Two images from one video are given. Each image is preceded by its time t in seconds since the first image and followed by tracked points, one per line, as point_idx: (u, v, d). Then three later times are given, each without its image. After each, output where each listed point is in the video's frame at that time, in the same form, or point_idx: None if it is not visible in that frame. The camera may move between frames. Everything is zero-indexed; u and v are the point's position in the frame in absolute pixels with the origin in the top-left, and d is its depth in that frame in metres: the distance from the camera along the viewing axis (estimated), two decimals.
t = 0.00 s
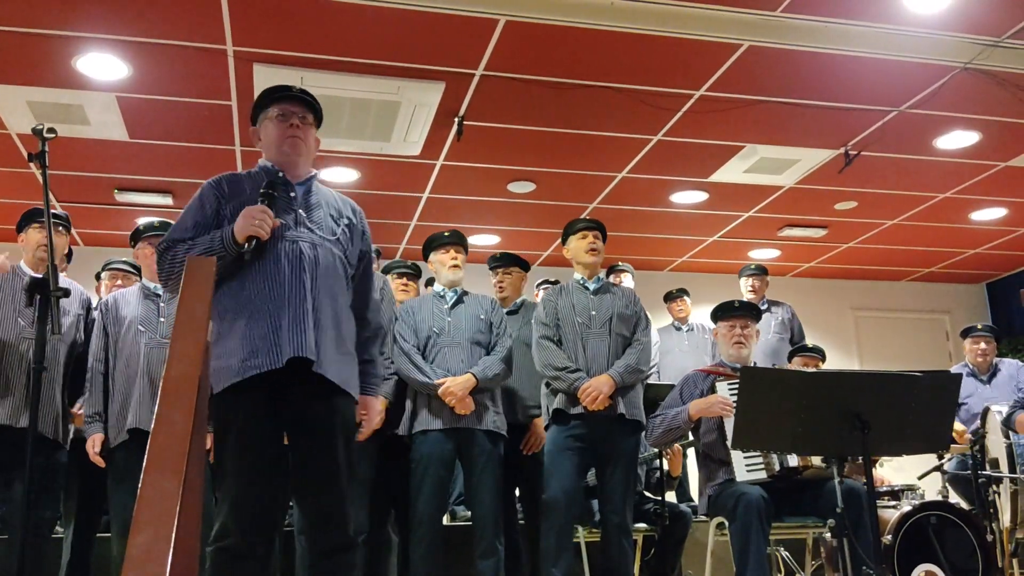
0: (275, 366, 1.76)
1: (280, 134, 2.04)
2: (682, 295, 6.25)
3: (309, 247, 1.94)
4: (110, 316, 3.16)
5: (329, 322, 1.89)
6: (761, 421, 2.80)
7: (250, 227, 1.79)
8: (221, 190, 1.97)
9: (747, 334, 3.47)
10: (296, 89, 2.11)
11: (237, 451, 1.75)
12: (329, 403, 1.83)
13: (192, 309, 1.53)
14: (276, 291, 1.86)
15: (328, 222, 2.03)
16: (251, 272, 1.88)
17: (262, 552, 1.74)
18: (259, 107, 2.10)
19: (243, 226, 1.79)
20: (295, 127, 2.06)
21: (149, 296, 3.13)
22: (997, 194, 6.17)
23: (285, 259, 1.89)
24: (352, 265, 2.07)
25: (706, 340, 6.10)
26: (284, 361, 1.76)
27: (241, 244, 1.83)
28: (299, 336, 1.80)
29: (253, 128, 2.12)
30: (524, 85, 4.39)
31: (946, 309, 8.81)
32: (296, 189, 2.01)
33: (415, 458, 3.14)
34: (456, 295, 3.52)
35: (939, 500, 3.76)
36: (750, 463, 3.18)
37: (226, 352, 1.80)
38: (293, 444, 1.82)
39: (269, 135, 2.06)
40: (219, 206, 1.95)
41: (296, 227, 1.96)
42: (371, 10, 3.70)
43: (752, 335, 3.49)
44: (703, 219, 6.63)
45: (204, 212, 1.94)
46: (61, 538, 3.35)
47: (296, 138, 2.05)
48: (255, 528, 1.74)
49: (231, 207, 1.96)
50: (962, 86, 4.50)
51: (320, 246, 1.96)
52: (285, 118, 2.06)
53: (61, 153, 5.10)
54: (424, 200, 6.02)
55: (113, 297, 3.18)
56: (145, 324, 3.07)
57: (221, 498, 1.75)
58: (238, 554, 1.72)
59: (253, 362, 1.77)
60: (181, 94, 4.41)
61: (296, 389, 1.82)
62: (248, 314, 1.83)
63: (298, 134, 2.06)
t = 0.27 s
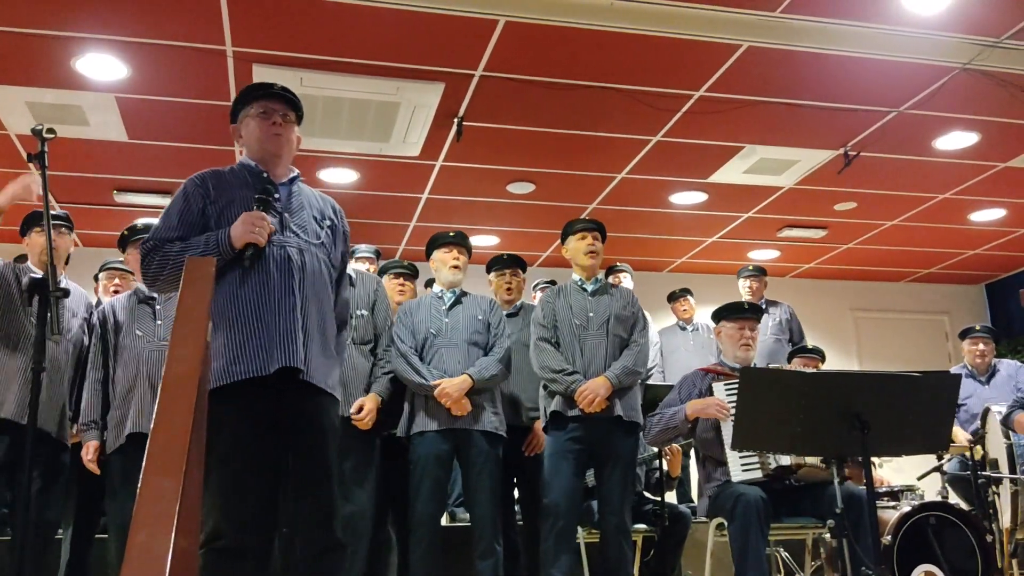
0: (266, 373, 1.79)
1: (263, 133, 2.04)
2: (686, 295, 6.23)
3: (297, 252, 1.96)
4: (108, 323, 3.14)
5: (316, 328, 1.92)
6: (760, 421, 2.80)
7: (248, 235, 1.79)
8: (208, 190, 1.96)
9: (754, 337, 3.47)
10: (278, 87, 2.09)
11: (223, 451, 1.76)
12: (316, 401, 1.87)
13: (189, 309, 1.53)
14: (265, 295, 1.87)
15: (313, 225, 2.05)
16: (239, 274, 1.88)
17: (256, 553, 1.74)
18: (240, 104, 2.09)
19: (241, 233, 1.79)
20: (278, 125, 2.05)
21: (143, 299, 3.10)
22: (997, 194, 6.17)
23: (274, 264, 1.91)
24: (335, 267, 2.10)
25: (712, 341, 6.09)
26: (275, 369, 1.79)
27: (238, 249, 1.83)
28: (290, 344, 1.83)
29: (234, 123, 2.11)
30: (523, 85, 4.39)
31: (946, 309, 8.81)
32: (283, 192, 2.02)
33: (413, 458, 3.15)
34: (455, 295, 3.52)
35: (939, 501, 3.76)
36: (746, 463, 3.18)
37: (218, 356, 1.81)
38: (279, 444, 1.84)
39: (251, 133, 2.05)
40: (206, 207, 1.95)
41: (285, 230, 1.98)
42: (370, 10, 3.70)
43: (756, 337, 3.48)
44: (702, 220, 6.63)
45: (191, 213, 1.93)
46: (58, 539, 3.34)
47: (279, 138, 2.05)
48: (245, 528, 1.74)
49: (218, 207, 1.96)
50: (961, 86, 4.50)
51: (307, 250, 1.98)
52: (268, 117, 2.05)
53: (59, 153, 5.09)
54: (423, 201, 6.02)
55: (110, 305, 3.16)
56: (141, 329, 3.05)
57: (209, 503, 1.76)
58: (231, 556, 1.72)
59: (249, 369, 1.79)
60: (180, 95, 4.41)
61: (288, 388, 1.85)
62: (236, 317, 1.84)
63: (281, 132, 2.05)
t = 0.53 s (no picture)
0: (255, 380, 1.79)
1: (242, 128, 2.04)
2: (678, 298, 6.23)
3: (282, 255, 1.95)
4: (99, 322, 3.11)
5: (301, 332, 1.92)
6: (748, 424, 2.81)
7: (238, 238, 1.79)
8: (192, 190, 1.94)
9: (742, 339, 3.48)
10: (258, 83, 2.09)
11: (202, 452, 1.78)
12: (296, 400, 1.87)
13: (176, 308, 1.52)
14: (251, 300, 1.86)
15: (297, 226, 2.05)
16: (224, 278, 1.87)
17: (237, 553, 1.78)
18: (219, 98, 2.08)
19: (230, 235, 1.79)
20: (258, 120, 2.05)
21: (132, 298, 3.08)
22: (984, 200, 6.21)
23: (260, 268, 1.90)
24: (318, 267, 2.10)
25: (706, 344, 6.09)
26: (263, 376, 1.79)
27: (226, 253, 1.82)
28: (278, 350, 1.83)
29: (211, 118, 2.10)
30: (514, 87, 4.39)
31: (934, 314, 8.85)
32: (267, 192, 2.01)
33: (400, 458, 3.15)
34: (448, 295, 3.52)
35: (925, 504, 3.77)
36: (734, 468, 3.18)
37: (205, 360, 1.80)
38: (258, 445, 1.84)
39: (231, 128, 2.04)
40: (189, 207, 1.93)
41: (270, 233, 1.97)
42: (361, 9, 3.70)
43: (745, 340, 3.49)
44: (692, 223, 6.64)
45: (174, 213, 1.91)
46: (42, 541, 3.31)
47: (261, 134, 2.05)
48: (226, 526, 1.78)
49: (202, 208, 1.94)
50: (950, 92, 4.53)
51: (292, 253, 1.98)
52: (249, 113, 2.05)
53: (48, 150, 5.06)
54: (413, 201, 6.01)
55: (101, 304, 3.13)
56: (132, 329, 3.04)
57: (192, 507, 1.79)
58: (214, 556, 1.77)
59: (239, 375, 1.78)
60: (170, 93, 4.39)
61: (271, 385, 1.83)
62: (222, 321, 1.83)
63: (261, 127, 2.05)
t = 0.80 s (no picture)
0: (249, 385, 1.78)
1: (232, 126, 2.01)
2: (667, 300, 6.22)
3: (271, 256, 1.94)
4: (89, 318, 3.08)
5: (291, 334, 1.92)
6: (732, 426, 2.82)
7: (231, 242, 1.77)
8: (178, 191, 1.91)
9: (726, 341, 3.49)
10: (247, 78, 2.06)
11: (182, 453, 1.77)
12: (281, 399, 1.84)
13: (158, 306, 1.51)
14: (241, 303, 1.85)
15: (283, 225, 2.04)
16: (213, 281, 1.85)
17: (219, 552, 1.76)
18: (206, 90, 2.03)
19: (223, 239, 1.77)
20: (247, 120, 2.03)
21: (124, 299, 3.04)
22: (967, 205, 6.26)
23: (250, 270, 1.89)
24: (303, 265, 2.09)
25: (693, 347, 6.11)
26: (257, 382, 1.78)
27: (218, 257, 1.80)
28: (270, 355, 1.82)
29: (194, 108, 2.05)
30: (501, 86, 4.39)
31: (916, 317, 8.91)
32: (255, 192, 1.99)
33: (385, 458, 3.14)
34: (436, 295, 3.51)
35: (906, 506, 3.79)
36: (715, 470, 3.17)
37: (197, 366, 1.78)
38: (239, 447, 1.82)
39: (218, 124, 2.01)
40: (175, 208, 1.90)
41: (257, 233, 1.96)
42: (348, 7, 3.68)
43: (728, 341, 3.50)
44: (677, 224, 6.65)
45: (160, 214, 1.88)
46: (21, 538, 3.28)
47: (248, 133, 2.03)
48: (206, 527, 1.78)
49: (189, 209, 1.91)
50: (934, 97, 4.56)
51: (279, 254, 1.97)
52: (238, 110, 2.03)
53: (30, 145, 5.02)
54: (399, 200, 5.99)
55: (92, 299, 3.10)
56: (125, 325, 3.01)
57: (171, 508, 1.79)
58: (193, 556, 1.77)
59: (231, 380, 1.77)
60: (154, 88, 4.36)
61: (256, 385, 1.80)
62: (212, 326, 1.82)
63: (249, 127, 2.03)
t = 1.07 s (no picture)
0: (241, 382, 1.79)
1: (229, 124, 1.99)
2: (650, 299, 6.23)
3: (261, 254, 1.94)
4: (82, 311, 3.05)
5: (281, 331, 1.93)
6: (713, 425, 2.84)
7: (229, 239, 1.78)
8: (170, 184, 1.90)
9: (708, 340, 3.50)
10: (246, 75, 2.03)
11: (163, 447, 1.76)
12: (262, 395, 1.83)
13: (137, 302, 1.50)
14: (233, 300, 1.85)
15: (272, 221, 2.04)
16: (204, 277, 1.85)
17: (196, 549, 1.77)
18: (202, 82, 1.99)
19: (221, 236, 1.78)
20: (244, 118, 2.01)
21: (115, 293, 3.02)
22: (947, 207, 6.31)
23: (241, 267, 1.89)
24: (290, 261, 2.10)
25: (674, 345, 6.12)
26: (250, 379, 1.79)
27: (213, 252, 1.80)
28: (263, 352, 1.83)
29: (187, 99, 2.01)
30: (486, 84, 4.39)
31: (896, 318, 8.97)
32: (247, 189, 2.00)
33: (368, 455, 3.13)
34: (420, 292, 3.49)
35: (884, 506, 3.82)
36: (696, 469, 3.19)
37: (191, 362, 1.78)
38: (224, 444, 1.80)
39: (216, 120, 1.98)
40: (167, 201, 1.89)
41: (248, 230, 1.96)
42: (333, 2, 3.67)
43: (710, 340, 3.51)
44: (660, 224, 6.67)
45: (152, 207, 1.87)
46: None
47: (244, 133, 2.01)
48: (188, 525, 1.76)
49: (181, 204, 1.91)
50: (915, 99, 4.59)
51: (269, 251, 1.97)
52: (236, 108, 2.00)
53: (10, 138, 4.97)
54: (382, 197, 5.98)
55: (85, 291, 3.06)
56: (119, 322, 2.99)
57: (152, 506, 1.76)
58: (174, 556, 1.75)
59: (226, 376, 1.78)
60: (136, 82, 4.33)
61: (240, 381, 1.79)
62: (205, 322, 1.82)
63: (245, 125, 2.01)
